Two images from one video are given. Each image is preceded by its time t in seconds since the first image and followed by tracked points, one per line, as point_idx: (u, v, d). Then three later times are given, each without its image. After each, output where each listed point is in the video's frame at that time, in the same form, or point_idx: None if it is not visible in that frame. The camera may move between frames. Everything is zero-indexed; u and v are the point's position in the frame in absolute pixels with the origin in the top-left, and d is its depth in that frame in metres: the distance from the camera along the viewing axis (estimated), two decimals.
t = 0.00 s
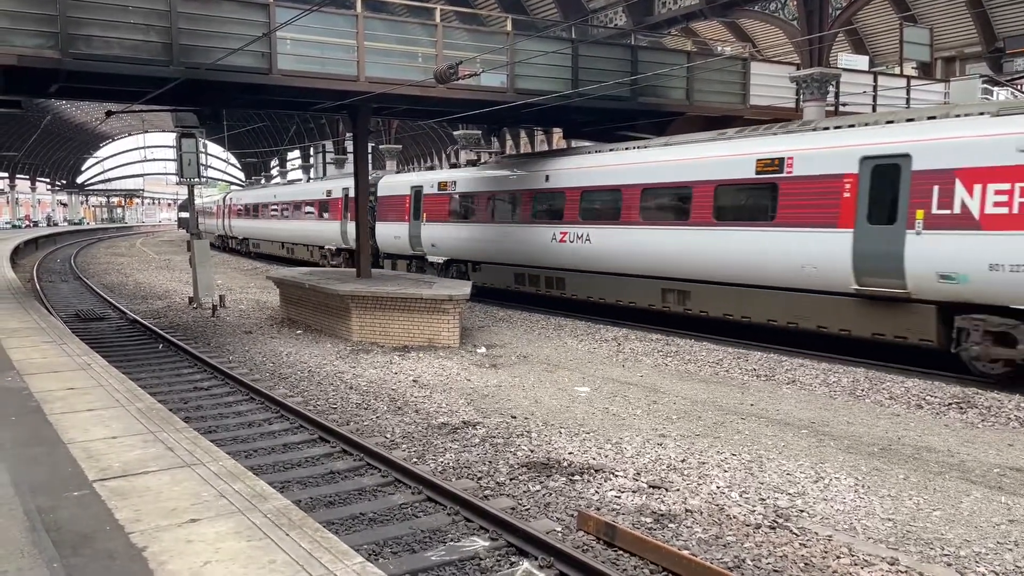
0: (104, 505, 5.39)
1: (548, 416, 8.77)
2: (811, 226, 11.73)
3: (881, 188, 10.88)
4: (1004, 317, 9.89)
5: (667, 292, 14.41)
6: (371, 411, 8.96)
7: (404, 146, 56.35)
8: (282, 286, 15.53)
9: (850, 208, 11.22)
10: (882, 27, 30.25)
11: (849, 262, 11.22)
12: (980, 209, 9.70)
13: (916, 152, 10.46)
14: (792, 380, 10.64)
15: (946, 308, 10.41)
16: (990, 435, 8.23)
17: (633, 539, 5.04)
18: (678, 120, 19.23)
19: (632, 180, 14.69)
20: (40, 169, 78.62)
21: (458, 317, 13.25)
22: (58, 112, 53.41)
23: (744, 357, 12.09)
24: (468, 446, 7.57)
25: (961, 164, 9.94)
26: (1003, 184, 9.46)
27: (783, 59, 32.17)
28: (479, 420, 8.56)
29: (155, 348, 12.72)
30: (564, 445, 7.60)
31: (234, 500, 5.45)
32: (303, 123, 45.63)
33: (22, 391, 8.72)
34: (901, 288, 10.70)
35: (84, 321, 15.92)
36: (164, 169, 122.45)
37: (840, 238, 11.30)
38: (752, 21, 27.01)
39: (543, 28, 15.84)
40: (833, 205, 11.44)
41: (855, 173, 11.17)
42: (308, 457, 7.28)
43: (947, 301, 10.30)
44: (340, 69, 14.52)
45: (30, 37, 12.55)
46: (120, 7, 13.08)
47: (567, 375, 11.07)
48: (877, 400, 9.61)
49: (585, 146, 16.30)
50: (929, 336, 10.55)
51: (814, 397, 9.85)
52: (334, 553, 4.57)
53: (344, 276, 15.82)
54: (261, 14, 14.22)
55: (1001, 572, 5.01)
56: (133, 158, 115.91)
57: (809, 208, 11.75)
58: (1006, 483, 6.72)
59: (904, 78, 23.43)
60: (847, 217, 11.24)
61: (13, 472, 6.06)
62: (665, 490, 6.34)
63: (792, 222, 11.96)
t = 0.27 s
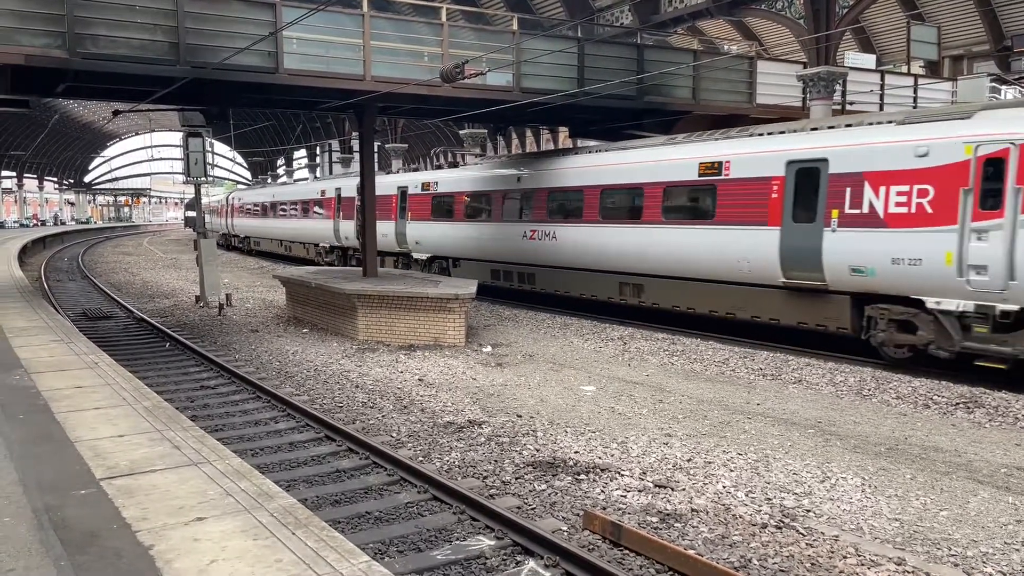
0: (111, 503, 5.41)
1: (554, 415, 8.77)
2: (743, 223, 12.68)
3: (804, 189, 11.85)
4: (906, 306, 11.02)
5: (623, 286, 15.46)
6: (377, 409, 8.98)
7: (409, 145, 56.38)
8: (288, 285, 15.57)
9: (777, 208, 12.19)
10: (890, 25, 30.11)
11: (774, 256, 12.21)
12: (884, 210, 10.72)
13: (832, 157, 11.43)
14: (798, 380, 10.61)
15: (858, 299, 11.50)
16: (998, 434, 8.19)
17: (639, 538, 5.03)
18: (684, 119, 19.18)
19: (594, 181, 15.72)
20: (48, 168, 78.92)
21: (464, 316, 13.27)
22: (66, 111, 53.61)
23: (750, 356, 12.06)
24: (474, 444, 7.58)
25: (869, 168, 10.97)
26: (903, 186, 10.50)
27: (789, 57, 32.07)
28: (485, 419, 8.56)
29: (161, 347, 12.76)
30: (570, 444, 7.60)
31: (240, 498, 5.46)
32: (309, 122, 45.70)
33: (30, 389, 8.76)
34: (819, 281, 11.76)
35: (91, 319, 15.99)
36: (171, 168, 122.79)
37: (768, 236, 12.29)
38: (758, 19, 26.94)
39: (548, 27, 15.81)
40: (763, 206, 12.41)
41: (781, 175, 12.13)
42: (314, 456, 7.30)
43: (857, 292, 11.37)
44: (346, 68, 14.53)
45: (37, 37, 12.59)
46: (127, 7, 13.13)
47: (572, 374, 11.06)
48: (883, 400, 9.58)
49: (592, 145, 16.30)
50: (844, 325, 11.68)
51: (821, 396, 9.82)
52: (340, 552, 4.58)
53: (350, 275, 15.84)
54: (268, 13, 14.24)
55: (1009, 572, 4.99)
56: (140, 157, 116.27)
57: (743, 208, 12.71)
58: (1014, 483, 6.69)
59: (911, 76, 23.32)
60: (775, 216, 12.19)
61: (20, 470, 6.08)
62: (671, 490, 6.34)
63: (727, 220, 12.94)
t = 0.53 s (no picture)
0: (116, 500, 5.43)
1: (559, 414, 8.77)
2: (689, 222, 13.66)
3: (740, 190, 12.83)
4: (827, 297, 12.08)
5: (586, 280, 16.53)
6: (382, 408, 8.99)
7: (415, 143, 56.41)
8: (294, 283, 15.60)
9: (717, 207, 13.16)
10: (896, 23, 30.00)
11: (712, 252, 13.25)
12: (805, 209, 11.74)
13: (763, 160, 12.41)
14: (804, 379, 10.58)
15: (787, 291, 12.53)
16: (1005, 434, 8.16)
17: (645, 537, 5.02)
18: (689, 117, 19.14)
19: (560, 182, 16.74)
20: (54, 167, 79.18)
21: (469, 315, 13.28)
22: (73, 110, 53.76)
23: (755, 355, 12.03)
24: (479, 443, 7.59)
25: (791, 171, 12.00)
26: (821, 188, 11.53)
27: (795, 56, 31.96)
28: (490, 418, 8.57)
29: (167, 345, 12.80)
30: (575, 443, 7.59)
31: (246, 496, 5.47)
32: (314, 120, 45.78)
33: (37, 387, 8.80)
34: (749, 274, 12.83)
35: (98, 318, 16.05)
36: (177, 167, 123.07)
37: (709, 232, 13.28)
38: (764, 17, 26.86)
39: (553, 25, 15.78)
40: (705, 205, 13.38)
41: (720, 178, 13.10)
42: (319, 454, 7.31)
43: (784, 285, 12.41)
44: (351, 67, 14.57)
45: (44, 36, 12.63)
46: (133, 6, 13.16)
47: (577, 373, 11.05)
48: (890, 399, 9.54)
49: (597, 144, 16.26)
50: (773, 313, 12.77)
51: (827, 395, 9.79)
52: (345, 550, 4.59)
53: (355, 273, 15.85)
54: (273, 12, 14.27)
55: (1015, 571, 4.97)
56: (146, 156, 116.57)
57: (689, 206, 13.69)
58: (1021, 483, 6.67)
59: (918, 74, 23.22)
60: (714, 214, 13.18)
61: (26, 468, 6.11)
62: (676, 489, 6.33)
63: (674, 218, 13.94)
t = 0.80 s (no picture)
0: (122, 498, 5.45)
1: (563, 412, 8.77)
2: (643, 220, 14.52)
3: (686, 190, 13.67)
4: (761, 289, 13.00)
5: (555, 274, 17.46)
6: (387, 406, 9.00)
7: (419, 142, 56.45)
8: (298, 282, 15.62)
9: (667, 207, 14.02)
10: (902, 21, 29.90)
11: (662, 248, 14.16)
12: (739, 208, 12.60)
13: (704, 162, 13.23)
14: (809, 378, 10.55)
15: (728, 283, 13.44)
16: (1011, 433, 8.13)
17: (649, 535, 5.01)
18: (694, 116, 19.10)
19: (530, 182, 17.68)
20: (60, 166, 79.37)
21: (473, 314, 13.28)
22: (79, 109, 53.89)
23: (760, 354, 12.02)
24: (483, 441, 7.59)
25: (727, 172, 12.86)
26: (752, 188, 12.40)
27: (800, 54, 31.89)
28: (494, 416, 8.57)
29: (172, 343, 12.83)
30: (579, 442, 7.58)
31: (250, 494, 5.48)
32: (319, 119, 45.84)
33: (42, 386, 8.83)
34: (693, 267, 13.77)
35: (103, 316, 16.10)
36: (182, 166, 123.30)
37: (660, 230, 14.17)
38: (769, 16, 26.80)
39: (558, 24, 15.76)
40: (656, 203, 14.24)
41: (670, 178, 13.94)
42: (324, 453, 7.32)
43: (723, 277, 13.34)
44: (356, 66, 14.60)
45: (49, 35, 12.66)
46: (138, 5, 13.18)
47: (582, 371, 11.04)
48: (895, 398, 9.52)
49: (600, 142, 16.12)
50: (715, 305, 13.74)
51: (831, 394, 9.77)
52: (350, 548, 4.59)
53: (360, 272, 15.86)
54: (278, 11, 14.28)
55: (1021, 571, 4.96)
56: (151, 155, 116.83)
57: (644, 205, 14.56)
58: None
59: (924, 73, 23.13)
60: (664, 213, 14.05)
61: (31, 466, 6.13)
62: (681, 488, 6.32)
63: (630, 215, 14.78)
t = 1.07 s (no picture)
0: (127, 497, 5.46)
1: (567, 411, 8.77)
2: (604, 218, 15.33)
3: (640, 191, 14.49)
4: (705, 281, 13.80)
5: (529, 271, 18.08)
6: (391, 405, 9.01)
7: (423, 141, 56.46)
8: (303, 281, 15.65)
9: (623, 206, 14.84)
10: (907, 20, 29.82)
11: (619, 244, 14.98)
12: (685, 207, 13.43)
13: (655, 164, 14.08)
14: (814, 377, 10.54)
15: (677, 279, 14.23)
16: (1016, 432, 8.11)
17: (654, 534, 5.01)
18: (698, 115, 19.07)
19: (502, 183, 18.51)
20: (65, 165, 79.55)
21: (477, 313, 13.28)
22: (84, 108, 54.00)
23: (764, 353, 12.01)
24: (487, 440, 7.59)
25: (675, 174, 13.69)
26: (695, 189, 13.24)
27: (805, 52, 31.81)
28: (498, 415, 8.57)
29: (177, 342, 12.86)
30: (584, 441, 7.58)
31: (255, 493, 5.49)
32: (324, 119, 45.90)
33: (48, 384, 8.86)
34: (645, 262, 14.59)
35: (109, 315, 16.15)
36: (186, 165, 123.53)
37: (616, 228, 14.99)
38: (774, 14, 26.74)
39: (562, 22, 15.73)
40: (616, 203, 15.01)
41: (626, 179, 14.78)
42: (329, 451, 7.32)
43: (672, 272, 14.16)
44: (360, 66, 14.63)
45: (55, 34, 12.69)
46: (143, 4, 13.20)
47: (586, 370, 11.04)
48: (899, 398, 9.50)
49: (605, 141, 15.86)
50: (665, 296, 14.48)
51: (836, 393, 9.75)
52: (354, 547, 4.60)
53: (364, 271, 15.87)
54: (282, 11, 14.30)
55: None
56: (156, 154, 117.06)
57: (604, 205, 15.38)
58: None
59: (929, 71, 23.04)
60: (621, 212, 14.86)
61: (37, 464, 6.15)
62: (685, 487, 6.31)
63: (595, 214, 15.54)
